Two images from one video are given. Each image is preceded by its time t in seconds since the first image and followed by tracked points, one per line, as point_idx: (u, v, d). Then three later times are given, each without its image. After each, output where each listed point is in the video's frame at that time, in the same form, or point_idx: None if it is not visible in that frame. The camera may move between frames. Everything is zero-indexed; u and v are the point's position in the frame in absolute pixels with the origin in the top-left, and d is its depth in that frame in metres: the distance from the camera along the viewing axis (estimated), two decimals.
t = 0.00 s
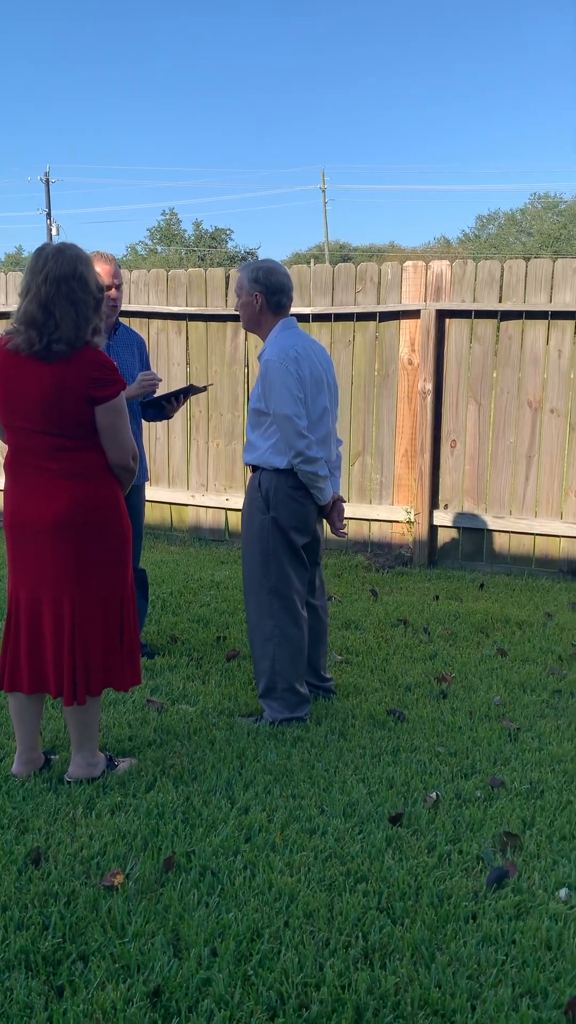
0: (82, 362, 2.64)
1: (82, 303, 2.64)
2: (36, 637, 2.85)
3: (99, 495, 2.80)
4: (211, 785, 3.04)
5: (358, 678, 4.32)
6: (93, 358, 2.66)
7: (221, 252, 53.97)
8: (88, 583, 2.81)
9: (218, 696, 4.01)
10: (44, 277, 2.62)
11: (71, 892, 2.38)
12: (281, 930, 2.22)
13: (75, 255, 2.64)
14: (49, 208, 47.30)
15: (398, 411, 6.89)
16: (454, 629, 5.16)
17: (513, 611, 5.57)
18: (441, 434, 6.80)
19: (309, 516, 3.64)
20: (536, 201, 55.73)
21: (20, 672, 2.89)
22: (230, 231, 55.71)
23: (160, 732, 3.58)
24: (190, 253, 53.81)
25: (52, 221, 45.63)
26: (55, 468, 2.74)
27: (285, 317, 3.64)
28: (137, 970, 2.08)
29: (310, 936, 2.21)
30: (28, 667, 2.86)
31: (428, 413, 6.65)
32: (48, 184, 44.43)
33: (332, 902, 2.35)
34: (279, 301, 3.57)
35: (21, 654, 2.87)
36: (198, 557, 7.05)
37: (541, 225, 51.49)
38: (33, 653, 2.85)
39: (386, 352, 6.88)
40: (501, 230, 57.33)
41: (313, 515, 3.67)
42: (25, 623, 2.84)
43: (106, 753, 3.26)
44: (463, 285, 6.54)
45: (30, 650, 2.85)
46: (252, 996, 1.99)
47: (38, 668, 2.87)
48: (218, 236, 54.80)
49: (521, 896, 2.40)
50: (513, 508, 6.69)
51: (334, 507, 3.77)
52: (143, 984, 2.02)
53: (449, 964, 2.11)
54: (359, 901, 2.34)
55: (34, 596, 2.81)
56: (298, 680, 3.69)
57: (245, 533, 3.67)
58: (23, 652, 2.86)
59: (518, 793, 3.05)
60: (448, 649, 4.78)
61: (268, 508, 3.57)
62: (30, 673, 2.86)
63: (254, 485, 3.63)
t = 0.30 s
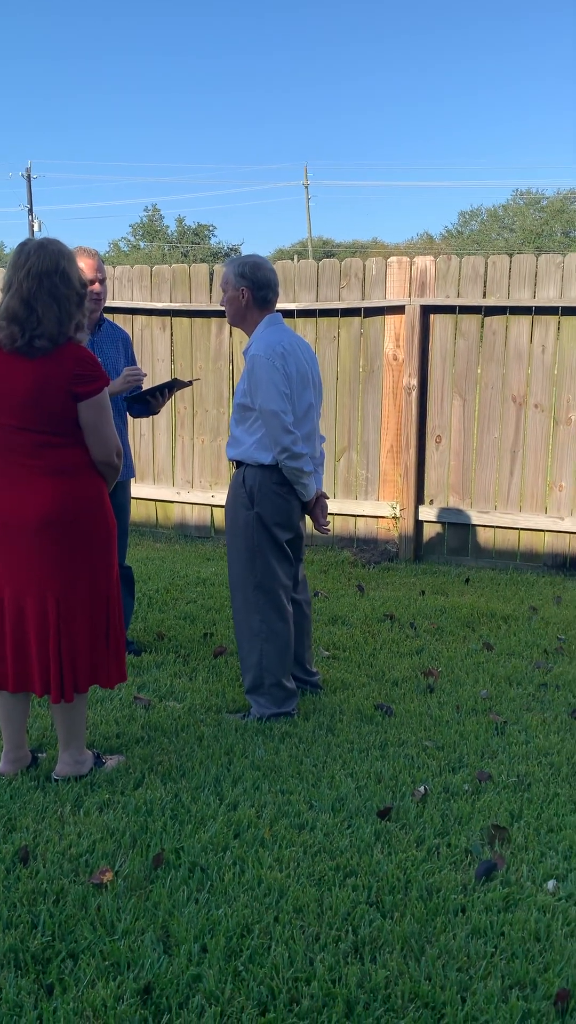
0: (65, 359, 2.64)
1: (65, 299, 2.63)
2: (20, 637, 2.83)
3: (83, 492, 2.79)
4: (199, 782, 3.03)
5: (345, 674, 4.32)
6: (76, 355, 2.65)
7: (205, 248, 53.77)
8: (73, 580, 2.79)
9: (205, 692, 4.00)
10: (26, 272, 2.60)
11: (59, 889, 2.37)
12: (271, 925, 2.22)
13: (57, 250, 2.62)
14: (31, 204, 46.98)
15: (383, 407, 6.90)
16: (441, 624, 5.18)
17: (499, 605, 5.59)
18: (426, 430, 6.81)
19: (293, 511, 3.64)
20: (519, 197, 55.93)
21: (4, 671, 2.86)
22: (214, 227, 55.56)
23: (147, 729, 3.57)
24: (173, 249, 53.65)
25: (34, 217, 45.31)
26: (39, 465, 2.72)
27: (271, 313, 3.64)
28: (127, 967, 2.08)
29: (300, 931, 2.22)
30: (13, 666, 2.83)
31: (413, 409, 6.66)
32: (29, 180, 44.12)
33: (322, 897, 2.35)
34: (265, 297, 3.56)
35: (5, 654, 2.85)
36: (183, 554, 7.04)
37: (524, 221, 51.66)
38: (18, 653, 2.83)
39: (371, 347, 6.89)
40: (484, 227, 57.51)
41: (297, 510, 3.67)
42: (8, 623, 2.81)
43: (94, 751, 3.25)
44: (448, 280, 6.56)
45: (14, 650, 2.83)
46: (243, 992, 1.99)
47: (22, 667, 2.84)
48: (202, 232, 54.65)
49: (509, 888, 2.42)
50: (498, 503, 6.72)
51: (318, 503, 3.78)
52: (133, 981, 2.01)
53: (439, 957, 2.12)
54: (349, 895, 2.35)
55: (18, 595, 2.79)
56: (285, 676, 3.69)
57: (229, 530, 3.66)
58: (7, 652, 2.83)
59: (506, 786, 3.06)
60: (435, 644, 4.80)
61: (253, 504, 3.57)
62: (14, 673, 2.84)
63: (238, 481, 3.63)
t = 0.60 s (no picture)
0: (48, 354, 2.63)
1: (49, 294, 2.61)
2: (6, 634, 2.81)
3: (68, 488, 2.77)
4: (186, 779, 3.03)
5: (332, 670, 4.33)
6: (60, 351, 2.64)
7: (190, 244, 53.59)
8: (58, 576, 2.78)
9: (192, 689, 4.00)
10: (9, 268, 2.58)
11: (47, 888, 2.36)
12: (260, 922, 2.22)
13: (41, 245, 2.60)
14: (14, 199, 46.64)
15: (369, 404, 6.90)
16: (427, 620, 5.20)
17: (484, 601, 5.61)
18: (412, 426, 6.82)
19: (281, 507, 3.64)
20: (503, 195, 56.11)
21: None
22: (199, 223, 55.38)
23: (134, 726, 3.56)
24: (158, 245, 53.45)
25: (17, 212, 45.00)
26: (25, 462, 2.71)
27: (258, 309, 3.63)
28: (115, 965, 2.07)
29: (288, 927, 2.22)
30: None
31: (399, 406, 6.67)
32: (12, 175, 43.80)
33: (310, 893, 2.36)
34: (253, 294, 3.56)
35: None
36: (169, 551, 7.02)
37: (508, 219, 51.83)
38: (3, 650, 2.82)
39: (357, 343, 6.89)
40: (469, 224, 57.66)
41: (285, 507, 3.67)
42: None
43: (80, 748, 3.24)
44: (433, 277, 6.57)
45: None
46: (232, 989, 1.99)
47: (7, 665, 2.83)
48: (186, 228, 54.47)
49: (496, 883, 2.43)
50: (483, 499, 6.74)
51: (305, 500, 3.78)
52: (122, 979, 2.01)
53: (426, 952, 2.13)
54: (337, 891, 2.35)
55: (3, 592, 2.78)
56: (272, 672, 3.69)
57: (217, 526, 3.66)
58: None
59: (492, 781, 3.08)
60: (421, 640, 4.81)
61: (241, 501, 3.56)
62: None
63: (226, 478, 3.62)
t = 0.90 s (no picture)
0: (39, 348, 2.62)
1: (38, 289, 2.60)
2: None
3: (57, 485, 2.76)
4: (174, 777, 3.02)
5: (320, 668, 4.33)
6: (49, 346, 2.63)
7: (177, 240, 53.43)
8: (45, 575, 2.77)
9: (180, 687, 3.99)
10: None
11: (34, 885, 2.36)
12: (248, 918, 2.23)
13: (30, 241, 2.59)
14: None
15: (357, 402, 6.91)
16: (414, 617, 5.21)
17: (471, 599, 5.64)
18: (399, 424, 6.84)
19: (273, 505, 3.64)
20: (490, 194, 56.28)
21: None
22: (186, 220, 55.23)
23: (122, 724, 3.56)
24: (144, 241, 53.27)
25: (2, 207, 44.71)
26: (14, 458, 2.70)
27: (249, 306, 3.63)
28: (103, 963, 2.07)
29: (277, 924, 2.22)
30: None
31: (386, 403, 6.67)
32: None
33: (299, 890, 2.36)
34: (245, 292, 3.56)
35: None
36: (156, 549, 7.00)
37: (495, 218, 51.98)
38: None
39: (345, 341, 6.89)
40: (456, 223, 57.81)
41: (277, 505, 3.68)
42: None
43: (68, 746, 3.23)
44: (421, 275, 6.58)
45: None
46: (220, 987, 1.99)
47: None
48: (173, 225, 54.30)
49: (484, 879, 2.45)
50: (470, 498, 6.77)
51: (297, 496, 3.78)
52: (110, 977, 2.00)
53: (415, 948, 2.14)
54: (325, 887, 2.36)
55: None
56: (262, 670, 3.69)
57: (208, 523, 3.65)
58: None
59: (479, 778, 3.10)
60: (408, 638, 4.82)
61: (232, 498, 3.56)
62: None
63: (218, 475, 3.61)
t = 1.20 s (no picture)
0: (29, 344, 2.60)
1: (29, 285, 2.58)
2: None
3: (46, 482, 2.75)
4: (164, 775, 3.02)
5: (310, 665, 4.33)
6: (40, 342, 2.62)
7: (165, 237, 53.29)
8: (33, 574, 2.75)
9: (169, 686, 3.98)
10: None
11: (23, 885, 2.34)
12: (239, 917, 2.22)
13: (22, 236, 2.57)
14: None
15: (346, 401, 6.91)
16: (403, 615, 5.22)
17: (460, 597, 5.65)
18: (389, 423, 6.84)
19: (265, 504, 3.63)
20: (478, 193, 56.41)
21: None
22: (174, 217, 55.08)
23: (111, 722, 3.54)
24: (132, 238, 53.10)
25: None
26: (4, 455, 2.69)
27: (238, 303, 3.61)
28: (93, 962, 2.06)
29: (268, 922, 2.22)
30: None
31: (375, 402, 6.67)
32: None
33: (289, 888, 2.36)
34: (234, 291, 3.55)
35: None
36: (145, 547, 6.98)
37: (483, 217, 52.11)
38: None
39: (335, 339, 6.89)
40: (444, 222, 57.92)
41: (269, 504, 3.67)
42: None
43: (56, 744, 3.22)
44: (410, 274, 6.58)
45: None
46: (211, 986, 1.99)
47: None
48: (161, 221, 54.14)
49: (474, 876, 2.45)
50: (459, 496, 6.79)
51: (292, 493, 3.76)
52: (100, 976, 2.00)
53: (405, 945, 2.14)
54: (316, 885, 2.36)
55: None
56: (252, 670, 3.68)
57: (201, 522, 3.64)
58: None
59: (469, 776, 3.10)
60: (397, 636, 4.83)
61: (225, 497, 3.55)
62: None
63: (210, 473, 3.60)
